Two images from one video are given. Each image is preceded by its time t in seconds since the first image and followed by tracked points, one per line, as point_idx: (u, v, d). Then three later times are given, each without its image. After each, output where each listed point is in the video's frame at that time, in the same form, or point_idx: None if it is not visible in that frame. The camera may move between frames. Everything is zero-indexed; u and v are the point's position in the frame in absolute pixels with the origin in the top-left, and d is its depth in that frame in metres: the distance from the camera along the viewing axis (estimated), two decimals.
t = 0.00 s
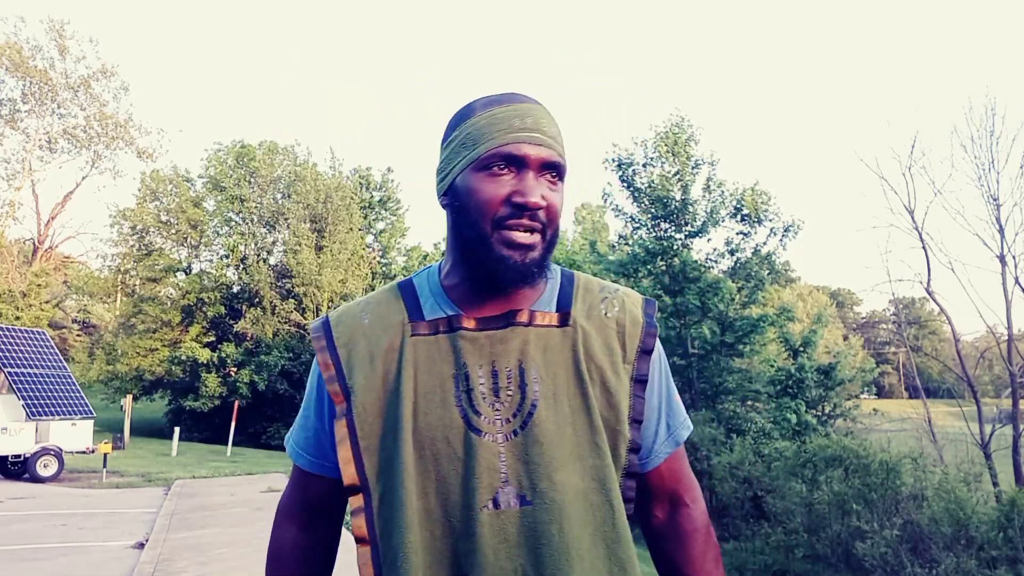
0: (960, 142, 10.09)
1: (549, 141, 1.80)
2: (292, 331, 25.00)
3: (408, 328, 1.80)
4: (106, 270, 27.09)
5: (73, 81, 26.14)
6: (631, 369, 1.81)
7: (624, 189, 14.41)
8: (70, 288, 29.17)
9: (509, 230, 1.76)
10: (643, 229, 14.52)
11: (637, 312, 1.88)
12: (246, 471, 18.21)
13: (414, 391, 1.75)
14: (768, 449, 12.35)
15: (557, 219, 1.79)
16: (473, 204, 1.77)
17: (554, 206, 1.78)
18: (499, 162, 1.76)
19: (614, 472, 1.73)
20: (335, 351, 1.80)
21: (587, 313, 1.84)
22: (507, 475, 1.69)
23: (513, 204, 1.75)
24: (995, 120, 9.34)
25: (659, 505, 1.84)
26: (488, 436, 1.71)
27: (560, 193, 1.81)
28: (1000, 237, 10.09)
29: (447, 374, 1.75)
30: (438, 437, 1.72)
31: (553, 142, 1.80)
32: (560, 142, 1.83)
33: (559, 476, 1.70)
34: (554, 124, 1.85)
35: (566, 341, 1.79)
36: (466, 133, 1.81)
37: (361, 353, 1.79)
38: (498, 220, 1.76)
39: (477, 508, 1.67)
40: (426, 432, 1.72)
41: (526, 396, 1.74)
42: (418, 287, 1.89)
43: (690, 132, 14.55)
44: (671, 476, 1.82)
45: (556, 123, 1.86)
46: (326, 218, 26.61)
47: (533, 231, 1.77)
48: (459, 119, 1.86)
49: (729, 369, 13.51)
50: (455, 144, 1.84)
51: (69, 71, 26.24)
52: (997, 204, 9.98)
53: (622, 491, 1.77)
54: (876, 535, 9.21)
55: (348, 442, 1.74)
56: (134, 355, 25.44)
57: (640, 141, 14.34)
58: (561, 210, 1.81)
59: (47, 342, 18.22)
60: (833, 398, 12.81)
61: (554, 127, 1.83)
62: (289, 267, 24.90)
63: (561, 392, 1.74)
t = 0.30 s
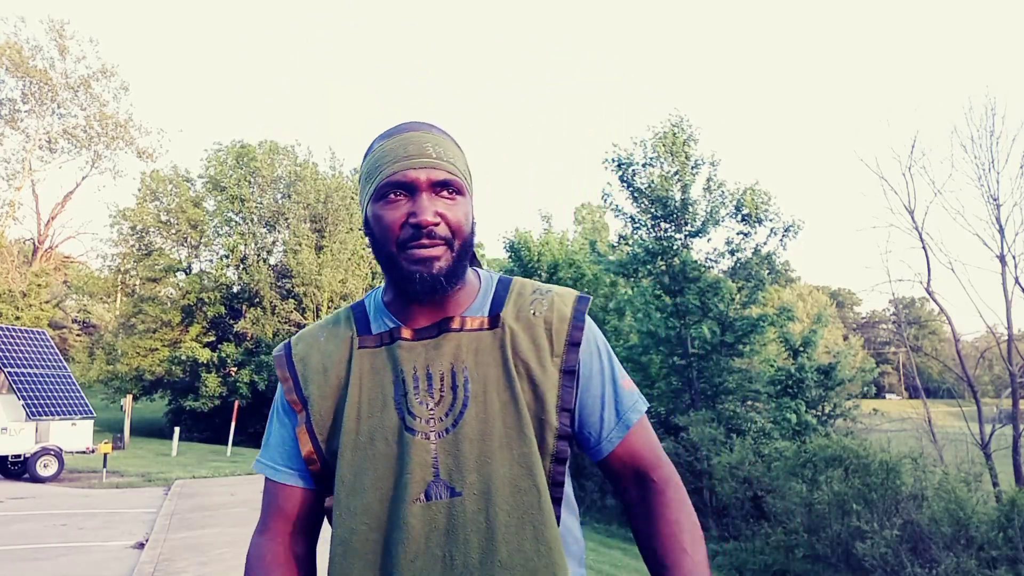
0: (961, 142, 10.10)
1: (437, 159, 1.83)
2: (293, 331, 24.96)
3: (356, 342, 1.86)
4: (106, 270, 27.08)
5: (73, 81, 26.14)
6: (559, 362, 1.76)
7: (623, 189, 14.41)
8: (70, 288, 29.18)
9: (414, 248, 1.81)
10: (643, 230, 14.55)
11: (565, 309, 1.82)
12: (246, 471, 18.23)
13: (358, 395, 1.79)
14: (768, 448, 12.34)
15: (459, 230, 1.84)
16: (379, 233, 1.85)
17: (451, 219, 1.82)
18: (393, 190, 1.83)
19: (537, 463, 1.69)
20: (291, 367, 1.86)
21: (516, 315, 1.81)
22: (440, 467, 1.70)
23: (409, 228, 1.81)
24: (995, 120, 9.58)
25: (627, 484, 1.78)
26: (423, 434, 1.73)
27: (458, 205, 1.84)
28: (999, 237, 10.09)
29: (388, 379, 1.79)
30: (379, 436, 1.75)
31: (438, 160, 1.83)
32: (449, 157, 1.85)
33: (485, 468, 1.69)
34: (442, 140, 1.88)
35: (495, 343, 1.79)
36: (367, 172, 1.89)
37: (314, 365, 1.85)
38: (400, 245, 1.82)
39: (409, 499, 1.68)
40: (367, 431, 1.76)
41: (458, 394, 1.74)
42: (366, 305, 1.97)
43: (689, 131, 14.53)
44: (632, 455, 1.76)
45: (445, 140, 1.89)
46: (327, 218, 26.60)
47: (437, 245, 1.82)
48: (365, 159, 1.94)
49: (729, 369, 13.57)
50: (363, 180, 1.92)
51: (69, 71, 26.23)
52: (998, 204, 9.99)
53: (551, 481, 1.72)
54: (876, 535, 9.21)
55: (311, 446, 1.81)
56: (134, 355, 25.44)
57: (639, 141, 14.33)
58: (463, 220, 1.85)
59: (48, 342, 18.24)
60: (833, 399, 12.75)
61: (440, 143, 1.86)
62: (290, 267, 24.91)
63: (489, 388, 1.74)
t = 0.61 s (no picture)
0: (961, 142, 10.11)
1: (437, 168, 1.84)
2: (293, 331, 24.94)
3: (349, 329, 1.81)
4: (106, 270, 27.07)
5: (73, 81, 26.13)
6: (540, 355, 1.82)
7: (623, 189, 14.42)
8: (70, 288, 29.18)
9: (409, 241, 1.81)
10: (643, 230, 14.57)
11: (542, 314, 1.89)
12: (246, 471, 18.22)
13: (350, 377, 1.74)
14: (768, 448, 12.33)
15: (452, 233, 1.84)
16: (377, 228, 1.84)
17: (446, 222, 1.83)
18: (394, 188, 1.83)
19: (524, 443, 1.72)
20: (285, 354, 1.78)
21: (500, 316, 1.86)
22: (433, 442, 1.71)
23: (407, 225, 1.81)
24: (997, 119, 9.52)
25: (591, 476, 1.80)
26: (417, 411, 1.72)
27: (453, 210, 1.85)
28: (1000, 237, 10.10)
29: (381, 362, 1.77)
30: (373, 415, 1.71)
31: (439, 167, 1.85)
32: (447, 167, 1.87)
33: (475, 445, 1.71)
34: (440, 153, 1.89)
35: (484, 336, 1.81)
36: (373, 176, 1.89)
37: (307, 352, 1.78)
38: (396, 240, 1.82)
39: (404, 471, 1.68)
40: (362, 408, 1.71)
41: (449, 378, 1.75)
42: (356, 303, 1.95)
43: (689, 132, 14.52)
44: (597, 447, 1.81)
45: (442, 153, 1.90)
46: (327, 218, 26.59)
47: (433, 240, 1.82)
48: (369, 166, 1.95)
49: (729, 369, 13.56)
50: (367, 184, 1.93)
51: (69, 71, 26.23)
52: (998, 204, 10.00)
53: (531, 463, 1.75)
54: (876, 535, 9.22)
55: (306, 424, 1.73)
56: (134, 355, 25.44)
57: (639, 141, 14.34)
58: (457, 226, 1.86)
59: (47, 342, 18.23)
60: (833, 399, 12.73)
61: (439, 155, 1.88)
62: (290, 267, 24.89)
63: (480, 373, 1.76)
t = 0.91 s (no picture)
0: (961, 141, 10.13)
1: (438, 171, 1.86)
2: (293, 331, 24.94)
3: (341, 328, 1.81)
4: (106, 270, 27.07)
5: (73, 81, 26.16)
6: (531, 353, 1.82)
7: (623, 189, 14.43)
8: (70, 288, 29.19)
9: (415, 238, 1.80)
10: (643, 229, 14.58)
11: (533, 314, 1.89)
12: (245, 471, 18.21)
13: (342, 373, 1.74)
14: (768, 448, 12.33)
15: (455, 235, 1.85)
16: (381, 228, 1.83)
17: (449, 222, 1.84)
18: (399, 190, 1.83)
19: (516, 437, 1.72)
20: (279, 354, 1.77)
21: (491, 315, 1.85)
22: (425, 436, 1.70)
23: (412, 224, 1.80)
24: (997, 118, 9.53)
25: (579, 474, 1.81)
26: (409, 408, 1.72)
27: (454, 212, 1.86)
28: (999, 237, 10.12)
29: (373, 360, 1.76)
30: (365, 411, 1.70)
31: (440, 170, 1.86)
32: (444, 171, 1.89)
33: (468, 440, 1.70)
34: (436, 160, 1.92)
35: (475, 336, 1.81)
36: (369, 181, 1.89)
37: (300, 351, 1.78)
38: (401, 240, 1.81)
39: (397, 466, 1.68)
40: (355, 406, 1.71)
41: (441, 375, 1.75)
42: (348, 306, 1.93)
43: (690, 131, 14.52)
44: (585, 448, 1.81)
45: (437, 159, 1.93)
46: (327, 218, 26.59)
47: (438, 240, 1.82)
48: (365, 174, 1.94)
49: (729, 369, 13.55)
50: (362, 191, 1.92)
51: (69, 71, 26.24)
52: (997, 204, 10.01)
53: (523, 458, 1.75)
54: (875, 535, 9.21)
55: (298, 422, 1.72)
56: (134, 355, 25.44)
57: (640, 141, 14.35)
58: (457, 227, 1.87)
59: (47, 342, 18.22)
60: (833, 399, 12.73)
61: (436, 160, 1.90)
62: (290, 267, 24.87)
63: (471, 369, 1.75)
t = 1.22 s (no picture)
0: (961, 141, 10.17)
1: (436, 176, 1.81)
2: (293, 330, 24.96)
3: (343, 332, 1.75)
4: (106, 270, 27.06)
5: (73, 81, 26.17)
6: (537, 353, 1.75)
7: (624, 189, 14.44)
8: (70, 288, 29.19)
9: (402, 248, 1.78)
10: (643, 229, 14.59)
11: (538, 312, 1.82)
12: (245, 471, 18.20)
13: (344, 379, 1.68)
14: (768, 448, 12.35)
15: (448, 243, 1.81)
16: (373, 232, 1.82)
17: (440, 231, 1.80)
18: (391, 194, 1.79)
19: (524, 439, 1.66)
20: (281, 360, 1.73)
21: (496, 314, 1.78)
22: (430, 442, 1.64)
23: (401, 232, 1.78)
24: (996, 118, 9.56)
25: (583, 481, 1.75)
26: (413, 413, 1.65)
27: (450, 219, 1.82)
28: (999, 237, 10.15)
29: (376, 364, 1.70)
30: (368, 417, 1.64)
31: (437, 174, 1.81)
32: (447, 175, 1.84)
33: (474, 445, 1.64)
34: (442, 160, 1.86)
35: (479, 337, 1.74)
36: (369, 178, 1.86)
37: (302, 356, 1.73)
38: (391, 248, 1.79)
39: (402, 472, 1.62)
40: (359, 412, 1.65)
41: (446, 378, 1.68)
42: (352, 304, 1.91)
43: (691, 132, 14.52)
44: (590, 454, 1.75)
45: (444, 159, 1.87)
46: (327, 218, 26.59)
47: (428, 249, 1.79)
48: (370, 168, 1.91)
49: (729, 369, 13.55)
50: (365, 185, 1.90)
51: (69, 71, 26.26)
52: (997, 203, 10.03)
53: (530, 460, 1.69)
54: (875, 535, 9.20)
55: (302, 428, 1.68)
56: (134, 355, 25.46)
57: (640, 141, 14.36)
58: (453, 235, 1.83)
59: (47, 342, 18.22)
60: (833, 399, 12.74)
61: (440, 161, 1.84)
62: (290, 267, 24.87)
63: (477, 371, 1.69)
